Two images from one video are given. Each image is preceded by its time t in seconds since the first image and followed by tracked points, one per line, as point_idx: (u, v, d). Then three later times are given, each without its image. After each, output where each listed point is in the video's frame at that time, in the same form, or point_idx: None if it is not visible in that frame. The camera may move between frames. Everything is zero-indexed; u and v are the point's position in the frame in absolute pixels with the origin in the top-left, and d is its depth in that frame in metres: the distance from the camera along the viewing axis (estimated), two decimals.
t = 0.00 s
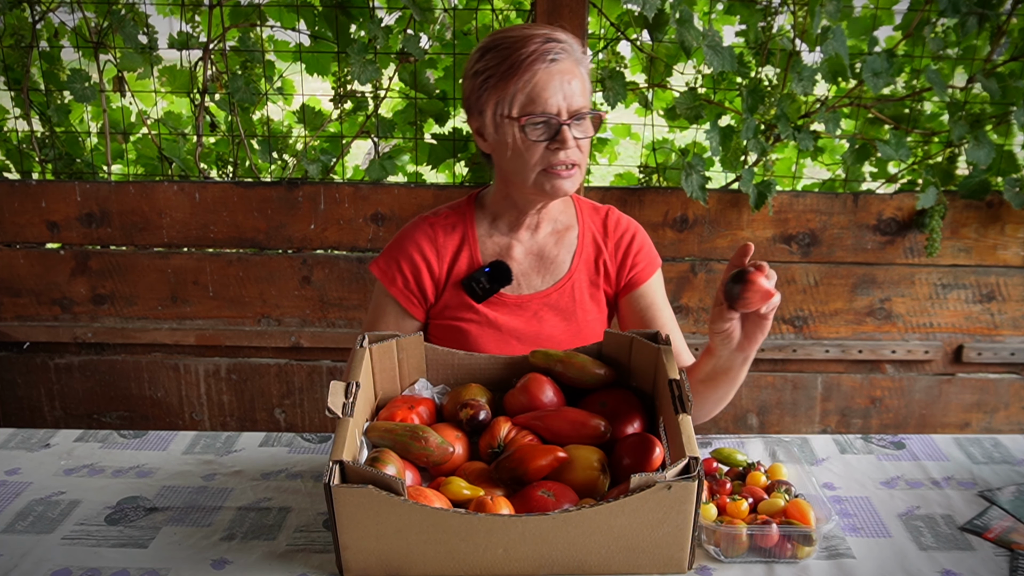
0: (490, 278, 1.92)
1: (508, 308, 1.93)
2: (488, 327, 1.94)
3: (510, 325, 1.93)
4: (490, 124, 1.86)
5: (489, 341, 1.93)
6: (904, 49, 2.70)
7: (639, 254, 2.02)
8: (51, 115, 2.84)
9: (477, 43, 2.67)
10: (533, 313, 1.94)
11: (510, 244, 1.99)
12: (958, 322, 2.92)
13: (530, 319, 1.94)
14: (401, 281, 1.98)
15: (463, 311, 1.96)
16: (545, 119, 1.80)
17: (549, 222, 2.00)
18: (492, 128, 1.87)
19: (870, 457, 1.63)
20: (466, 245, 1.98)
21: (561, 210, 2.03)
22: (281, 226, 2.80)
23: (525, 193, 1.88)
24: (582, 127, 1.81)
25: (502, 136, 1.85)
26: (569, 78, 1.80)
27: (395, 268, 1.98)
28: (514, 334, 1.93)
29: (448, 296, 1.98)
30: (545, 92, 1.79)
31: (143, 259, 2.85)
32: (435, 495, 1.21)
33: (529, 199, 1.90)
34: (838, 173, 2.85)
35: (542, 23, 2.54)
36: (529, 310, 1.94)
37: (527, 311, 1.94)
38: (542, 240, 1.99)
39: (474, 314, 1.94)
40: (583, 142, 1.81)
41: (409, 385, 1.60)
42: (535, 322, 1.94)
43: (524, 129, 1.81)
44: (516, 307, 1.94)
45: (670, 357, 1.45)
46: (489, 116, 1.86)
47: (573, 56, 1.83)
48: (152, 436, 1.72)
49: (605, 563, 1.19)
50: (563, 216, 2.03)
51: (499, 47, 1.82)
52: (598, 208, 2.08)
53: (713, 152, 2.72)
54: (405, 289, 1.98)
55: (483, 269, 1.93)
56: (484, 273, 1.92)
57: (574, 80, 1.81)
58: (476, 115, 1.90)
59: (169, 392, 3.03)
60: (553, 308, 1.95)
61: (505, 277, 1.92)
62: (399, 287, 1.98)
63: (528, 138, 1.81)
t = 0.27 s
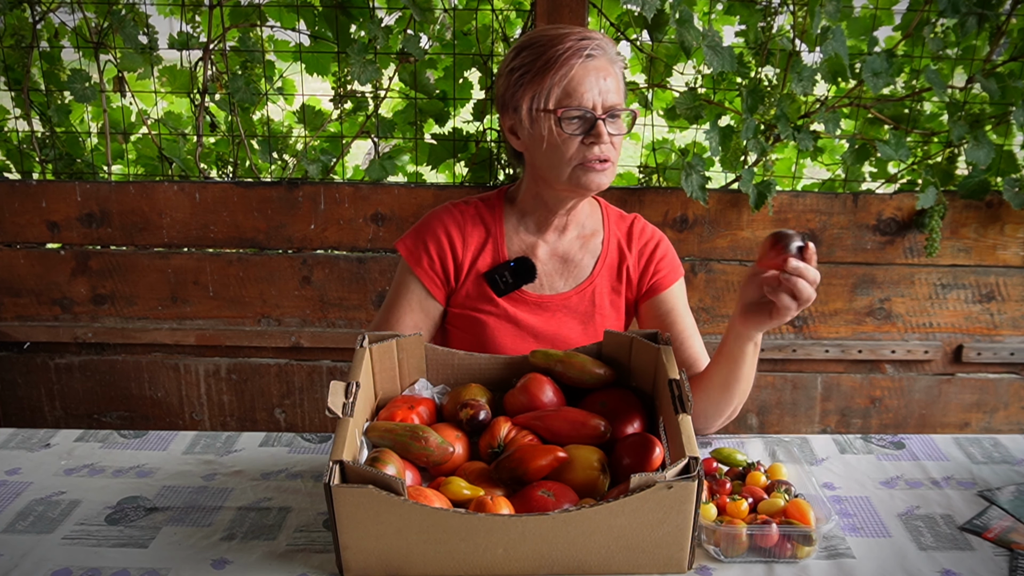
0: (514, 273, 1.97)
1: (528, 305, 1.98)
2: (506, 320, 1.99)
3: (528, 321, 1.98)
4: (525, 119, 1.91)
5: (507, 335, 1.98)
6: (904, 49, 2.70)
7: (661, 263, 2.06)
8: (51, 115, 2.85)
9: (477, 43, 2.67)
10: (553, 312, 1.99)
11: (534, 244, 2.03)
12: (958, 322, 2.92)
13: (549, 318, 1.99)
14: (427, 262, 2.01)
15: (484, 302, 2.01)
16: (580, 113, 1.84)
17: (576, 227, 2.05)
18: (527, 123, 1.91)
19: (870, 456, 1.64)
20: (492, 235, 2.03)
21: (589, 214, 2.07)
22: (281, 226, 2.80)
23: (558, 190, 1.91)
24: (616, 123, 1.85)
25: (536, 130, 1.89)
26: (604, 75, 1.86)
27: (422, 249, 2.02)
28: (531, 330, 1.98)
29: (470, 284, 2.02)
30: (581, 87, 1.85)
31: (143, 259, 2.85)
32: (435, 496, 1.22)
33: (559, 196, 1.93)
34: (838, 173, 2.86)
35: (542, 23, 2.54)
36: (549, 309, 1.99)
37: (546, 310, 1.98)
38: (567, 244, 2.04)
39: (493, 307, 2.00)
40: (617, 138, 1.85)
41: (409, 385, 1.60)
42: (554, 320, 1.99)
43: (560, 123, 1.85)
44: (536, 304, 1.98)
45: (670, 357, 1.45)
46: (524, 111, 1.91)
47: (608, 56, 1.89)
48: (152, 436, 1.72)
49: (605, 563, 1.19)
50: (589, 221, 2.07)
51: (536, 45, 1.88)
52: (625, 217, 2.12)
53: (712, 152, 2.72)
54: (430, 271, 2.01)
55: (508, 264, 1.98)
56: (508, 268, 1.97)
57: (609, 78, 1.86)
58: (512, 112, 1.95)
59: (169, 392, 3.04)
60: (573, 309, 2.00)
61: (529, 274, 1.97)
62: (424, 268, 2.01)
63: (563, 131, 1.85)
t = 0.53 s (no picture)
0: (526, 275, 1.99)
1: (538, 310, 1.99)
2: (514, 323, 1.99)
3: (537, 325, 1.99)
4: (544, 120, 1.91)
5: (515, 337, 1.99)
6: (904, 50, 2.70)
7: (674, 274, 2.06)
8: (51, 115, 2.85)
9: (477, 43, 2.67)
10: (562, 317, 2.00)
11: (546, 249, 2.05)
12: (958, 322, 2.92)
13: (558, 324, 2.00)
14: (443, 255, 2.02)
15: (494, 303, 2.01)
16: (600, 116, 1.86)
17: (591, 235, 2.06)
18: (546, 124, 1.92)
19: (870, 456, 1.64)
20: (508, 233, 2.05)
21: (605, 221, 2.08)
22: (281, 225, 2.80)
23: (576, 193, 1.93)
24: (635, 127, 1.87)
25: (556, 131, 1.90)
26: (625, 79, 1.87)
27: (439, 242, 2.02)
28: (539, 333, 1.99)
29: (482, 282, 2.03)
30: (602, 90, 1.86)
31: (143, 259, 2.85)
32: (435, 496, 1.22)
33: (578, 200, 1.96)
34: (838, 173, 2.86)
35: (542, 23, 2.55)
36: (557, 314, 1.99)
37: (556, 316, 1.99)
38: (579, 251, 2.05)
39: (502, 309, 2.00)
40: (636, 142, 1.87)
41: (409, 385, 1.60)
42: (563, 326, 2.00)
43: (581, 124, 1.86)
44: (546, 310, 1.99)
45: (670, 357, 1.45)
46: (543, 112, 1.91)
47: (628, 60, 1.91)
48: (152, 436, 1.72)
49: (605, 563, 1.19)
50: (605, 229, 2.07)
51: (558, 47, 1.89)
52: (642, 227, 2.12)
53: (712, 152, 2.72)
54: (446, 264, 2.02)
55: (520, 266, 2.00)
56: (521, 270, 1.99)
57: (630, 82, 1.88)
58: (531, 113, 1.96)
59: (169, 392, 3.04)
60: (583, 316, 2.00)
61: (540, 278, 1.99)
62: (441, 261, 2.01)
63: (583, 133, 1.86)
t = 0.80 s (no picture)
0: (530, 285, 1.99)
1: (540, 318, 1.99)
2: (517, 331, 1.99)
3: (539, 333, 1.99)
4: (545, 126, 1.92)
5: (516, 345, 1.99)
6: (904, 49, 2.70)
7: (676, 280, 2.05)
8: (51, 115, 2.85)
9: (477, 43, 2.67)
10: (565, 326, 1.99)
11: (550, 257, 2.06)
12: (958, 322, 2.92)
13: (560, 332, 1.99)
14: (446, 263, 2.02)
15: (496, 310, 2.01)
16: (601, 121, 1.86)
17: (595, 243, 2.06)
18: (547, 130, 1.92)
19: (870, 456, 1.64)
20: (511, 242, 2.04)
21: (609, 227, 2.08)
22: (281, 225, 2.80)
23: (577, 201, 1.93)
24: (637, 133, 1.86)
25: (557, 138, 1.90)
26: (627, 84, 1.87)
27: (442, 250, 2.02)
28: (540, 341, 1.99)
29: (485, 290, 2.03)
30: (603, 96, 1.86)
31: (143, 259, 2.85)
32: (435, 495, 1.22)
33: (581, 209, 1.95)
34: (838, 173, 2.86)
35: (543, 23, 2.55)
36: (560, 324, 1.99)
37: (558, 324, 1.99)
38: (582, 259, 2.05)
39: (505, 317, 2.00)
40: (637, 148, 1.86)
41: (409, 385, 1.60)
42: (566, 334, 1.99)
43: (580, 131, 1.86)
44: (549, 318, 1.99)
45: (670, 357, 1.45)
46: (545, 118, 1.92)
47: (631, 65, 1.90)
48: (152, 436, 1.72)
49: (605, 563, 1.19)
50: (608, 236, 2.08)
51: (560, 52, 1.89)
52: (645, 233, 2.12)
53: (712, 152, 2.72)
54: (449, 272, 2.01)
55: (525, 275, 1.99)
56: (525, 279, 1.99)
57: (633, 87, 1.87)
58: (534, 120, 1.97)
59: (169, 392, 3.04)
60: (585, 325, 2.00)
61: (544, 288, 1.99)
62: (443, 269, 2.01)
63: (583, 139, 1.86)
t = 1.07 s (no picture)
0: (526, 286, 1.99)
1: (537, 319, 1.99)
2: (514, 331, 1.99)
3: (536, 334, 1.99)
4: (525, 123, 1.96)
5: (513, 345, 1.99)
6: (904, 49, 2.70)
7: (671, 283, 2.06)
8: (51, 115, 2.85)
9: (477, 43, 2.67)
10: (563, 327, 1.99)
11: (545, 257, 2.05)
12: (958, 322, 2.92)
13: (558, 333, 1.99)
14: (440, 263, 2.01)
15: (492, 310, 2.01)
16: (571, 114, 1.86)
17: (589, 244, 2.06)
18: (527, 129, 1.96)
19: (870, 456, 1.64)
20: (506, 242, 2.04)
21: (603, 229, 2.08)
22: (281, 225, 2.80)
23: (558, 198, 1.93)
24: (610, 124, 1.85)
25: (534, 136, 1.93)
26: (600, 77, 1.86)
27: (437, 250, 2.01)
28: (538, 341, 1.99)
29: (481, 290, 2.02)
30: (573, 89, 1.86)
31: (143, 259, 2.85)
32: (435, 495, 1.22)
33: (564, 206, 1.95)
34: (838, 173, 2.86)
35: (543, 23, 2.55)
36: (557, 324, 1.99)
37: (555, 326, 1.99)
38: (577, 259, 2.05)
39: (501, 318, 2.00)
40: (611, 139, 1.84)
41: (408, 385, 1.60)
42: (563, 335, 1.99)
43: (551, 127, 1.87)
44: (546, 319, 1.99)
45: (670, 357, 1.45)
46: (524, 116, 1.95)
47: (608, 59, 1.90)
48: (152, 436, 1.72)
49: (605, 563, 1.19)
50: (603, 238, 2.08)
51: (536, 51, 1.93)
52: (639, 235, 2.13)
53: (712, 152, 2.72)
54: (443, 272, 2.01)
55: (521, 276, 2.00)
56: (522, 279, 1.99)
57: (606, 80, 1.86)
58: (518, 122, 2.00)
59: (169, 393, 3.04)
60: (582, 326, 2.00)
61: (541, 288, 2.00)
62: (438, 269, 2.01)
63: (554, 133, 1.87)
